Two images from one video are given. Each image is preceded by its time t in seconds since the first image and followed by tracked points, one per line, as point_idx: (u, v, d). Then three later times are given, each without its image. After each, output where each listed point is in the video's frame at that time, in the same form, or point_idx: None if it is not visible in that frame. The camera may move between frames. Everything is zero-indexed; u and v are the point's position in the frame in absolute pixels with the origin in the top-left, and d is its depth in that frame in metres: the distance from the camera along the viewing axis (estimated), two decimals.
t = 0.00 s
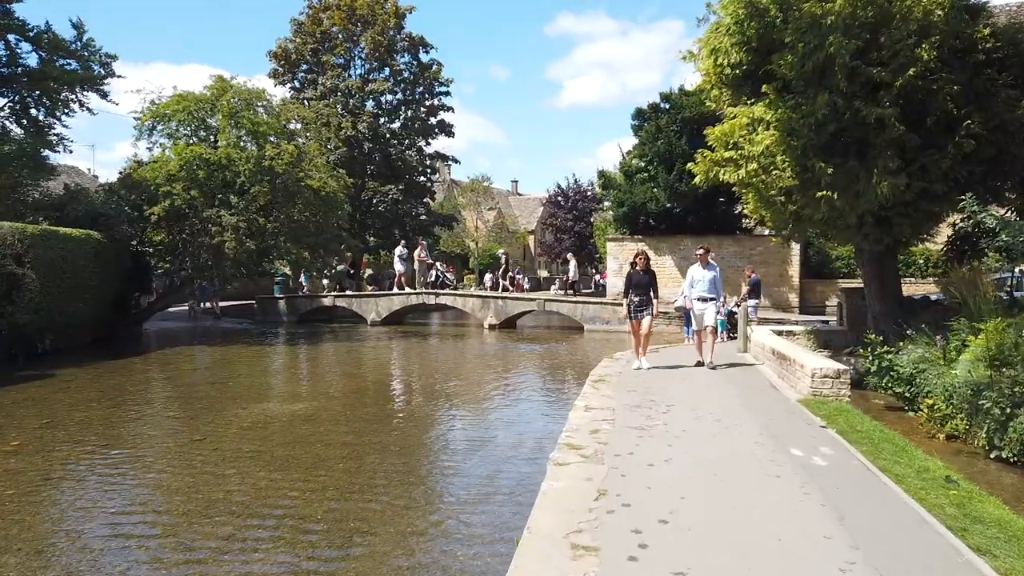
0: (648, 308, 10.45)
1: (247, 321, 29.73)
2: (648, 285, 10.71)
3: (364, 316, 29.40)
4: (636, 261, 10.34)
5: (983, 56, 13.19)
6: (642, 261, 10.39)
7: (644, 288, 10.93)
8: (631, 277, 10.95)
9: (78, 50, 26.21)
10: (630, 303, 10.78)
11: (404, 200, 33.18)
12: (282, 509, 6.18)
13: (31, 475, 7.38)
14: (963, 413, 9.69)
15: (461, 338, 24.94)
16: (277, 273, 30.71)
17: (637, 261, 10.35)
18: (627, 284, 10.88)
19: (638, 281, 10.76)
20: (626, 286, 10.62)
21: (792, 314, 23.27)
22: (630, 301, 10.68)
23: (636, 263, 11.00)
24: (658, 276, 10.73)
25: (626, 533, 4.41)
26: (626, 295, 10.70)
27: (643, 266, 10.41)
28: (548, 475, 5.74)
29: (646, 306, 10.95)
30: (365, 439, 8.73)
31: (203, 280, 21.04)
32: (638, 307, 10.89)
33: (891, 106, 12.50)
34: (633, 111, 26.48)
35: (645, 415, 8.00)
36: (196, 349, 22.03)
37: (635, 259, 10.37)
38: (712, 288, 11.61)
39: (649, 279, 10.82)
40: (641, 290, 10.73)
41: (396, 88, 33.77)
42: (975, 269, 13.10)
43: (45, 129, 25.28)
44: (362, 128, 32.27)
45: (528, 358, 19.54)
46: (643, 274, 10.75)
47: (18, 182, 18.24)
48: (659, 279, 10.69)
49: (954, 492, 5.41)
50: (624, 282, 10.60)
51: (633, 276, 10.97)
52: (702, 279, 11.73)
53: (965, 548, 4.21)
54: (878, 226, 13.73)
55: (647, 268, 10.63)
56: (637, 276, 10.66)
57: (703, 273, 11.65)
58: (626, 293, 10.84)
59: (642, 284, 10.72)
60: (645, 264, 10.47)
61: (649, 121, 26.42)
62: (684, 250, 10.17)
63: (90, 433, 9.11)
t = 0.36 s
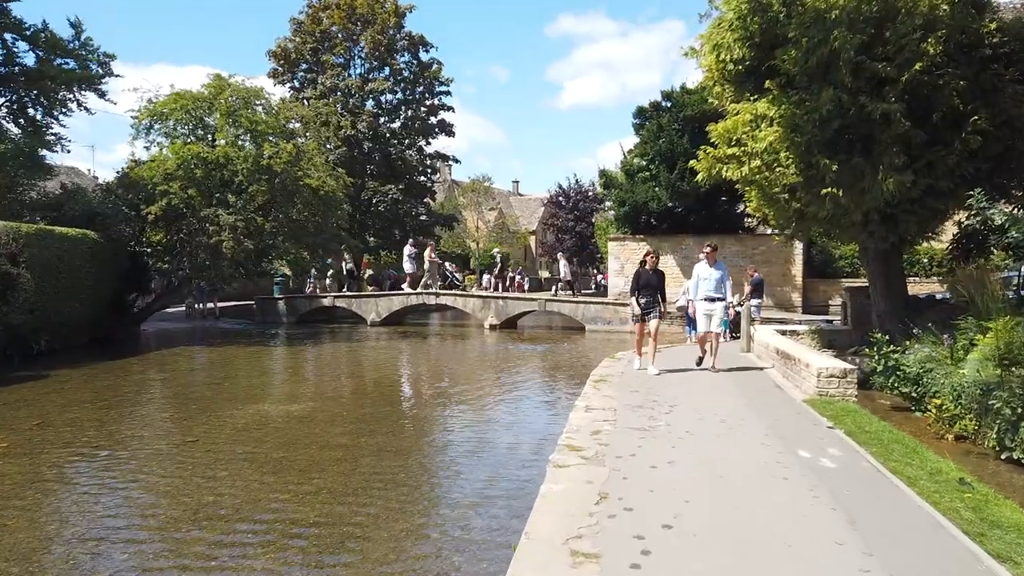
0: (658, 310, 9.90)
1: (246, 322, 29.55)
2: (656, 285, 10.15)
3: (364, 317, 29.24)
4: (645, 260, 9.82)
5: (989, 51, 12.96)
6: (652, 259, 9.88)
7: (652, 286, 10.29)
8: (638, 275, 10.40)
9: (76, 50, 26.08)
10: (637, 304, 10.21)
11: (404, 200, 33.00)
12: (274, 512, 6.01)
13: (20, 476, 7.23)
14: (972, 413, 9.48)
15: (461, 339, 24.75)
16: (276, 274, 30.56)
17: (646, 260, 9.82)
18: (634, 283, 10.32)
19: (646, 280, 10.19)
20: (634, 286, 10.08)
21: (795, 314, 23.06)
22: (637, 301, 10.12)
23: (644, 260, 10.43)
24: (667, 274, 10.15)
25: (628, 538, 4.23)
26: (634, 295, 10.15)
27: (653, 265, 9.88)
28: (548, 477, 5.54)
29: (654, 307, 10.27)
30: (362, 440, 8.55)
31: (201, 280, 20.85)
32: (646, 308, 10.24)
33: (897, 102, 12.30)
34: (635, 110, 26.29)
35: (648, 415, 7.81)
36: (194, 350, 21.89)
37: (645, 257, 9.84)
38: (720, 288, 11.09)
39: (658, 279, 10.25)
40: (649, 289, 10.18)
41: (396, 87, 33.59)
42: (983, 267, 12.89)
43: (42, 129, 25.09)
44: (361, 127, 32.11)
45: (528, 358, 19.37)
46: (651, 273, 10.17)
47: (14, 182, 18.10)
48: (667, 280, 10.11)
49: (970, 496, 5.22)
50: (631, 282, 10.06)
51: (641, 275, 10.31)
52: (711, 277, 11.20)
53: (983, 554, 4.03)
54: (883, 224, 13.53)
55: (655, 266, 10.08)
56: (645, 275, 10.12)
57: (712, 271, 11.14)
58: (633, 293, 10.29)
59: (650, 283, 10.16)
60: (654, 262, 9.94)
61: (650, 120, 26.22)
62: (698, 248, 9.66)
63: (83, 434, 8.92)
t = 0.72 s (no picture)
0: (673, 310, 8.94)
1: (248, 322, 29.37)
2: (667, 283, 9.19)
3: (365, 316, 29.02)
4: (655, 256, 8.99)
5: (1001, 44, 12.55)
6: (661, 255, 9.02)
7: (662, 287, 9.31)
8: (645, 276, 9.45)
9: (75, 48, 25.92)
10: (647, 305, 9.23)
11: (406, 198, 32.75)
12: (256, 524, 5.76)
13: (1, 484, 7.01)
14: (986, 418, 9.16)
15: (464, 338, 24.49)
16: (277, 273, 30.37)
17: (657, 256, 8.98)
18: (642, 284, 9.35)
19: (656, 279, 9.22)
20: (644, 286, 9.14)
21: (802, 313, 22.73)
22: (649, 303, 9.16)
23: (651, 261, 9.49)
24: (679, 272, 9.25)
25: (625, 559, 3.95)
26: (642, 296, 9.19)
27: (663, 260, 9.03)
28: (542, 489, 5.25)
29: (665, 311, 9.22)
30: (354, 446, 8.31)
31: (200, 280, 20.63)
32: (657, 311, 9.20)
33: (907, 96, 11.97)
34: (639, 107, 25.97)
35: (650, 421, 7.51)
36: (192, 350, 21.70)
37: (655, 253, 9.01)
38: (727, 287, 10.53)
39: (668, 278, 9.26)
40: (659, 289, 9.21)
41: (398, 85, 33.33)
42: (995, 265, 12.55)
43: (42, 128, 24.92)
44: (363, 125, 31.87)
45: (530, 358, 19.10)
46: (660, 271, 9.23)
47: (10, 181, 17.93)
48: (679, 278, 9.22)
49: (989, 511, 4.93)
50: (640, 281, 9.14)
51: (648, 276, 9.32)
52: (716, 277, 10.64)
53: None
54: (892, 221, 13.20)
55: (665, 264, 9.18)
56: (656, 273, 9.17)
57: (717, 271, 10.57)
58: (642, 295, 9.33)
59: (660, 283, 9.18)
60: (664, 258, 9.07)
61: (655, 116, 25.90)
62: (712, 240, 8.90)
63: (71, 440, 8.67)
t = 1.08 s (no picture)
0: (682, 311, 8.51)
1: (250, 322, 29.16)
2: (678, 281, 8.75)
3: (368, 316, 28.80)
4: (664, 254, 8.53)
5: (1016, 37, 12.23)
6: (671, 252, 8.58)
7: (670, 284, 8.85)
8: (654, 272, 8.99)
9: (75, 46, 25.74)
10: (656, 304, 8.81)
11: (409, 197, 32.51)
12: (239, 535, 5.50)
13: None
14: (1003, 421, 8.84)
15: (466, 338, 24.23)
16: (279, 273, 30.15)
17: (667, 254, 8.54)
18: (652, 280, 8.94)
19: (666, 277, 8.80)
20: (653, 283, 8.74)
21: (809, 313, 22.42)
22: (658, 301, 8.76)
23: (661, 255, 9.07)
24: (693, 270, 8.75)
25: None
26: (651, 294, 8.80)
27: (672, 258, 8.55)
28: (540, 499, 4.98)
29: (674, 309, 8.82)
30: (350, 450, 8.02)
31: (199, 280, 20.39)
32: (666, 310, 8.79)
33: (918, 90, 11.65)
34: (643, 104, 25.66)
35: (653, 425, 7.23)
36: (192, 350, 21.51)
37: (664, 249, 8.55)
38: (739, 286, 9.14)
39: (678, 275, 8.85)
40: (669, 287, 8.82)
41: (401, 83, 33.12)
42: (1010, 264, 12.21)
43: (42, 126, 24.73)
44: (365, 124, 31.64)
45: (533, 359, 18.82)
46: (670, 268, 8.78)
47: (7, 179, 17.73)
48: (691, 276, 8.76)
49: (1015, 524, 4.64)
50: (648, 277, 8.73)
51: (658, 272, 8.85)
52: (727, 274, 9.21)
53: None
54: (903, 219, 12.88)
55: (675, 261, 8.70)
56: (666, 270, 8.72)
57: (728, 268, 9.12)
58: (652, 292, 8.92)
59: (671, 281, 8.77)
60: (674, 255, 8.60)
61: (659, 113, 25.59)
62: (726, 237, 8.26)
63: (58, 444, 8.44)
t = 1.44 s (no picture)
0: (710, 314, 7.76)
1: (251, 322, 28.85)
2: (701, 284, 8.01)
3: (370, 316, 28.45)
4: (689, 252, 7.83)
5: None
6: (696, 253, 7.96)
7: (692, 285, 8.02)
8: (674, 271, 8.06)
9: (75, 43, 25.46)
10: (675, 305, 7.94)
11: (412, 196, 32.17)
12: (220, 554, 5.15)
13: None
14: None
15: (469, 339, 23.86)
16: (281, 273, 29.83)
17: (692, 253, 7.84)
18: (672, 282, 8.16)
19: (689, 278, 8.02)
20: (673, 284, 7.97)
21: (818, 313, 21.99)
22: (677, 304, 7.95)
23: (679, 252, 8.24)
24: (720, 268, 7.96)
25: None
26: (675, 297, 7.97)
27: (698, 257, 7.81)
28: (541, 518, 4.60)
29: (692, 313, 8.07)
30: (344, 459, 7.64)
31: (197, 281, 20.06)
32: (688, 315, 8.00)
33: (936, 83, 11.23)
34: (649, 101, 25.26)
35: (662, 434, 6.85)
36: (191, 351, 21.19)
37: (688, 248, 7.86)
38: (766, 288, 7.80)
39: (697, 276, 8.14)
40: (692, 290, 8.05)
41: (404, 81, 32.82)
42: None
43: (42, 124, 24.44)
44: (368, 122, 31.31)
45: (537, 361, 18.43)
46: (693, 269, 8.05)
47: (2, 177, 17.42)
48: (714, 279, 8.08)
49: None
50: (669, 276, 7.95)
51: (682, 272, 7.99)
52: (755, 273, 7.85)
53: None
54: (919, 218, 12.45)
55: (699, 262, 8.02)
56: (688, 271, 7.98)
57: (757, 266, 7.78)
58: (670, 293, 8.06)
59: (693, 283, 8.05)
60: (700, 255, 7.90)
61: (666, 111, 25.17)
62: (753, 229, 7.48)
63: (41, 451, 8.11)
